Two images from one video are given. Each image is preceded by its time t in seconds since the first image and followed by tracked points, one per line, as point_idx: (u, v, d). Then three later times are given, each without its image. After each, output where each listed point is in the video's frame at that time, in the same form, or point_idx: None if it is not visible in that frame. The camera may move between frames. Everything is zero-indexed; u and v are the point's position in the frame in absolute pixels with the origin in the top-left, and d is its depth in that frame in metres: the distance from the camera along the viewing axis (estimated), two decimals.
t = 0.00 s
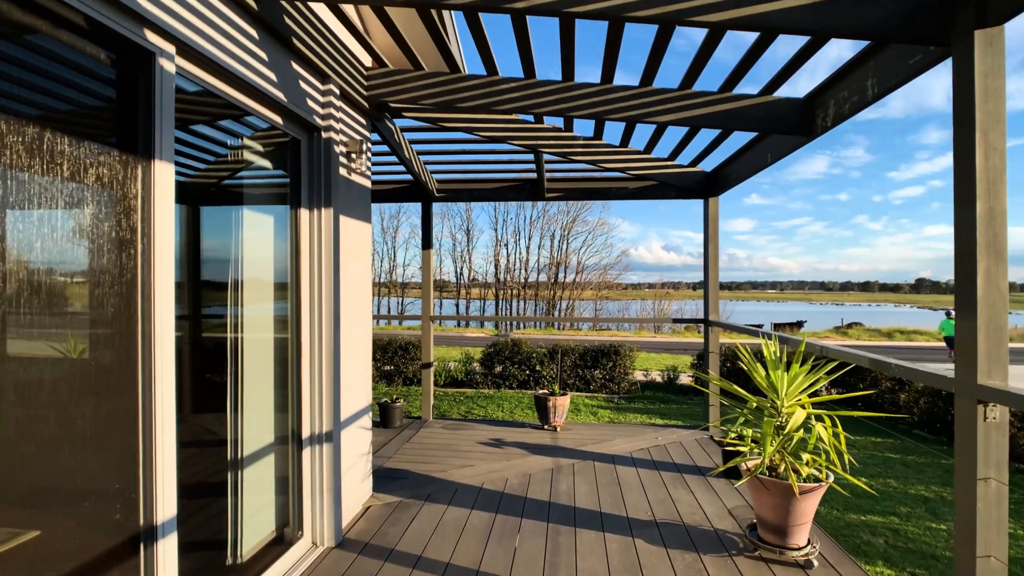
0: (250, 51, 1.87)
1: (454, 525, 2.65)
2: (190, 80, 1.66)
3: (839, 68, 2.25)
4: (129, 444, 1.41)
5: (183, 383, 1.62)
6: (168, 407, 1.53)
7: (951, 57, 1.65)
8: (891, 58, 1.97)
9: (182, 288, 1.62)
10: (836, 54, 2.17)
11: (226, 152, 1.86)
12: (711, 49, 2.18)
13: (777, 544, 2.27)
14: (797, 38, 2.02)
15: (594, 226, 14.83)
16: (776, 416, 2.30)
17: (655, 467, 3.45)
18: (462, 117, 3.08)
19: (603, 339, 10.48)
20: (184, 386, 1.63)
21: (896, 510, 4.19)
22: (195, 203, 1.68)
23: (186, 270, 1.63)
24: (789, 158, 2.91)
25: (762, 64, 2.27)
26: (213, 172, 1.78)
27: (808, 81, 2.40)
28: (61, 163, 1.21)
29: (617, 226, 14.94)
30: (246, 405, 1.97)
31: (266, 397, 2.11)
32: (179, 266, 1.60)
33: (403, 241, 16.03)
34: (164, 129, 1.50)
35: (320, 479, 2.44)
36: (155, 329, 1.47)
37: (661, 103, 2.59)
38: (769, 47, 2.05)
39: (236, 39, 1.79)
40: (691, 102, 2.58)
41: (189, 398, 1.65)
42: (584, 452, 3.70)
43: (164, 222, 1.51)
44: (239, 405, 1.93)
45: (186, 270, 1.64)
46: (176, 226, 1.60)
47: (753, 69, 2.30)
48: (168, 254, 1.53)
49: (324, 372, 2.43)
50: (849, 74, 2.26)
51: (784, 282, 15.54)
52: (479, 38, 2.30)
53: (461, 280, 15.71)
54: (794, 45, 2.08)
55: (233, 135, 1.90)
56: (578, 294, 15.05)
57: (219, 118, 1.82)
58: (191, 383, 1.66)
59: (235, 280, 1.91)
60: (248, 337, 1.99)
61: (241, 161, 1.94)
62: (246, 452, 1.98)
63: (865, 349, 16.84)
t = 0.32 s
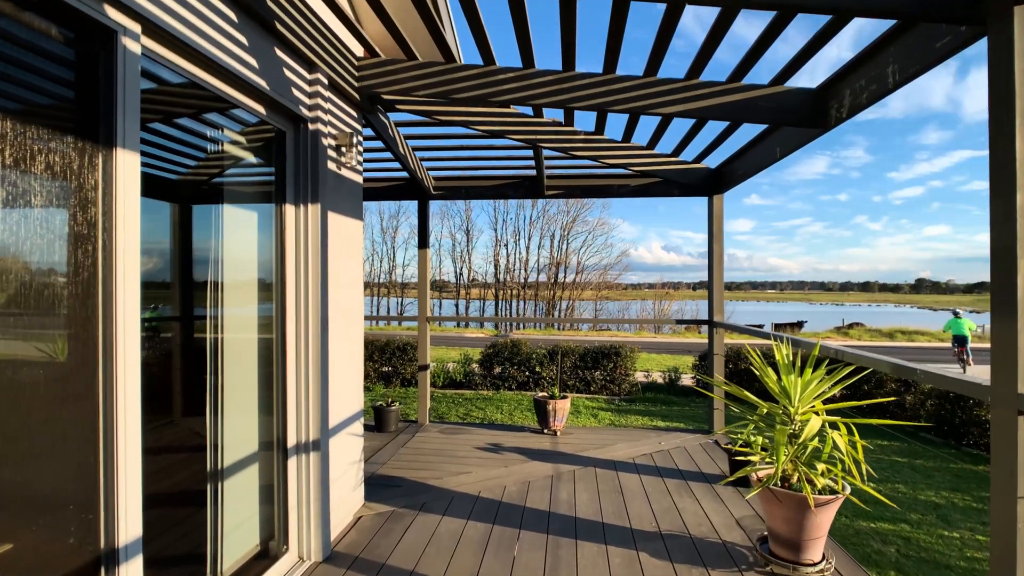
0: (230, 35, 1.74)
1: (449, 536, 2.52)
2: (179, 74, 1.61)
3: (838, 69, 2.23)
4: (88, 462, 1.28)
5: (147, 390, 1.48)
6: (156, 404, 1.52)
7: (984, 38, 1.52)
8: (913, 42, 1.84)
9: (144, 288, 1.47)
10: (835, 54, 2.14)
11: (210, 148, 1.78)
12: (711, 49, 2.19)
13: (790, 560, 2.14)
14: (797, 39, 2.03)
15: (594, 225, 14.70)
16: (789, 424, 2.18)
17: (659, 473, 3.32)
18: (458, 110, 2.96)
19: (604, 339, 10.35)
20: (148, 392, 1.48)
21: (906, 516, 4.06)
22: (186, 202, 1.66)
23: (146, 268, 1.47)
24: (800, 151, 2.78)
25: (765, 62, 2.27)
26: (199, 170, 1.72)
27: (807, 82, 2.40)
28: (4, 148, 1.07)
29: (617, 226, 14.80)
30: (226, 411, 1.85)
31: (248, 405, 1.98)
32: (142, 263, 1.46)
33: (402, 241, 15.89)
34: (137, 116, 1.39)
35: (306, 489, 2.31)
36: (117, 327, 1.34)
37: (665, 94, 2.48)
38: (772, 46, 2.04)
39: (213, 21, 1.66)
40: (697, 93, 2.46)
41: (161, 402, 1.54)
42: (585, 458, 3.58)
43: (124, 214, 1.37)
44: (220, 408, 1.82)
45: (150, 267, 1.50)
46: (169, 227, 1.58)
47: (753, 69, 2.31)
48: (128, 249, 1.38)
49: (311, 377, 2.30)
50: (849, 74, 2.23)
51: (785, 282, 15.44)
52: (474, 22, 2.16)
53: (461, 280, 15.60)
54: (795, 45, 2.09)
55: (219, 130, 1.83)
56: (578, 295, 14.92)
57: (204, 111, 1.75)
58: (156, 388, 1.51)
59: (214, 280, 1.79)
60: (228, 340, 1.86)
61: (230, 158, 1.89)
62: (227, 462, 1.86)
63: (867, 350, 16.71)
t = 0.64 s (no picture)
0: (206, 16, 1.61)
1: (444, 550, 2.40)
2: (160, 64, 1.52)
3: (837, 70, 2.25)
4: (36, 484, 1.15)
5: (108, 398, 1.34)
6: (133, 409, 1.44)
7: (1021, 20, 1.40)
8: (939, 26, 1.72)
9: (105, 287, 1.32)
10: (835, 54, 2.15)
11: (188, 140, 1.68)
12: (712, 53, 2.23)
13: None
14: (798, 40, 2.06)
15: (595, 225, 14.57)
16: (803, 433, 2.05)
17: (663, 481, 3.20)
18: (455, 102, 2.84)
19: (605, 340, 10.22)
20: (110, 400, 1.35)
21: (917, 524, 3.93)
22: (176, 199, 1.63)
23: (116, 270, 1.37)
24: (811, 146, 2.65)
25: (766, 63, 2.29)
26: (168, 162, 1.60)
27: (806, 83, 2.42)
28: None
29: (618, 226, 14.67)
30: (203, 420, 1.73)
31: (229, 414, 1.86)
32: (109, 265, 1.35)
33: (402, 241, 15.72)
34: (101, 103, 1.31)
35: (292, 501, 2.18)
36: (71, 325, 1.21)
37: (671, 85, 2.36)
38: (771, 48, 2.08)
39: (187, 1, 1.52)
40: (704, 84, 2.35)
41: (127, 408, 1.42)
42: (586, 465, 3.45)
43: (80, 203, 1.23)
44: (197, 412, 1.71)
45: (145, 265, 1.49)
46: (146, 223, 1.50)
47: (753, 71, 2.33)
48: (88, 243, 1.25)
49: (297, 384, 2.18)
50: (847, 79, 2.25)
51: (786, 282, 15.35)
52: (470, 10, 2.04)
53: (461, 280, 15.48)
54: (796, 46, 2.12)
55: (199, 121, 1.73)
56: (578, 295, 14.79)
57: (186, 103, 1.66)
58: (122, 394, 1.39)
59: (192, 280, 1.69)
60: (205, 343, 1.74)
61: (218, 154, 1.81)
62: (207, 473, 1.75)
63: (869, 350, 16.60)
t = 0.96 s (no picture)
0: None
1: (437, 564, 2.27)
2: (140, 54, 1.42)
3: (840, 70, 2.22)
4: None
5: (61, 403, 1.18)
6: (87, 412, 1.28)
7: None
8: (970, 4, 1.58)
9: (97, 285, 1.31)
10: (836, 55, 2.13)
11: (163, 131, 1.56)
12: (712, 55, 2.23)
13: None
14: (799, 40, 2.05)
15: (595, 225, 14.46)
16: (819, 445, 1.92)
17: (667, 490, 3.08)
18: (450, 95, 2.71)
19: (606, 341, 10.09)
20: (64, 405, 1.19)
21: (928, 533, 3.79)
22: (152, 195, 1.53)
23: (120, 270, 1.40)
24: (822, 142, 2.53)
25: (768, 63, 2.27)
26: (141, 155, 1.48)
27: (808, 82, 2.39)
28: None
29: (618, 225, 14.55)
30: (179, 432, 1.62)
31: (207, 425, 1.73)
32: (112, 265, 1.37)
33: (400, 241, 15.58)
34: (76, 94, 1.21)
35: (276, 516, 2.04)
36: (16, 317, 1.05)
37: (677, 75, 2.23)
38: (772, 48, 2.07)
39: None
40: (712, 74, 2.22)
41: (85, 413, 1.27)
42: (587, 472, 3.33)
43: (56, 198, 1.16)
44: (172, 419, 1.60)
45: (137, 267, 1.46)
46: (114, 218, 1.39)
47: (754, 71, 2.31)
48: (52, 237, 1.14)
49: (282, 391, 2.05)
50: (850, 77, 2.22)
51: (785, 282, 15.31)
52: None
53: (461, 280, 15.32)
54: (797, 46, 2.11)
55: (178, 111, 1.62)
56: (578, 295, 14.66)
57: (170, 96, 1.58)
58: (79, 400, 1.24)
59: (170, 281, 1.58)
60: (181, 347, 1.62)
61: (206, 151, 1.74)
62: (182, 489, 1.63)
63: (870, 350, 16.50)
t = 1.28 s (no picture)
0: None
1: None
2: (117, 41, 1.35)
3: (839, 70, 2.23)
4: None
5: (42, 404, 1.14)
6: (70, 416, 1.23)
7: None
8: None
9: (100, 287, 1.33)
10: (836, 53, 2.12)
11: (133, 119, 1.43)
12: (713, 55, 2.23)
13: None
14: (800, 40, 2.05)
15: (595, 225, 14.34)
16: (837, 455, 1.81)
17: (671, 498, 2.96)
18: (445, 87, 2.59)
19: (607, 342, 9.96)
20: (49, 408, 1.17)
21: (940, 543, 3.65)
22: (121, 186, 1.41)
23: (125, 270, 1.40)
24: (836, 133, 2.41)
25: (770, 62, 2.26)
26: (133, 152, 1.44)
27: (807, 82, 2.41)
28: None
29: (618, 225, 14.43)
30: (152, 439, 1.50)
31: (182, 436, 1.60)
32: (114, 266, 1.38)
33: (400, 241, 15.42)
34: (54, 86, 1.19)
35: (256, 534, 1.90)
36: None
37: (684, 63, 2.11)
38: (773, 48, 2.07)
39: None
40: (722, 61, 2.10)
41: (69, 417, 1.23)
42: (588, 479, 3.21)
43: (52, 199, 1.19)
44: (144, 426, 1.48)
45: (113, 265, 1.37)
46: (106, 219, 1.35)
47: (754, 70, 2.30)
48: (41, 238, 1.15)
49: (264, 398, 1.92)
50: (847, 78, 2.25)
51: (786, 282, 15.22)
52: None
53: (460, 279, 15.16)
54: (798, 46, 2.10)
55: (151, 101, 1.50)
56: (578, 295, 14.54)
57: (150, 87, 1.50)
58: (63, 402, 1.21)
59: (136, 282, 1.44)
60: (154, 347, 1.50)
61: (192, 146, 1.67)
62: (153, 502, 1.51)
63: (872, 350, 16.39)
